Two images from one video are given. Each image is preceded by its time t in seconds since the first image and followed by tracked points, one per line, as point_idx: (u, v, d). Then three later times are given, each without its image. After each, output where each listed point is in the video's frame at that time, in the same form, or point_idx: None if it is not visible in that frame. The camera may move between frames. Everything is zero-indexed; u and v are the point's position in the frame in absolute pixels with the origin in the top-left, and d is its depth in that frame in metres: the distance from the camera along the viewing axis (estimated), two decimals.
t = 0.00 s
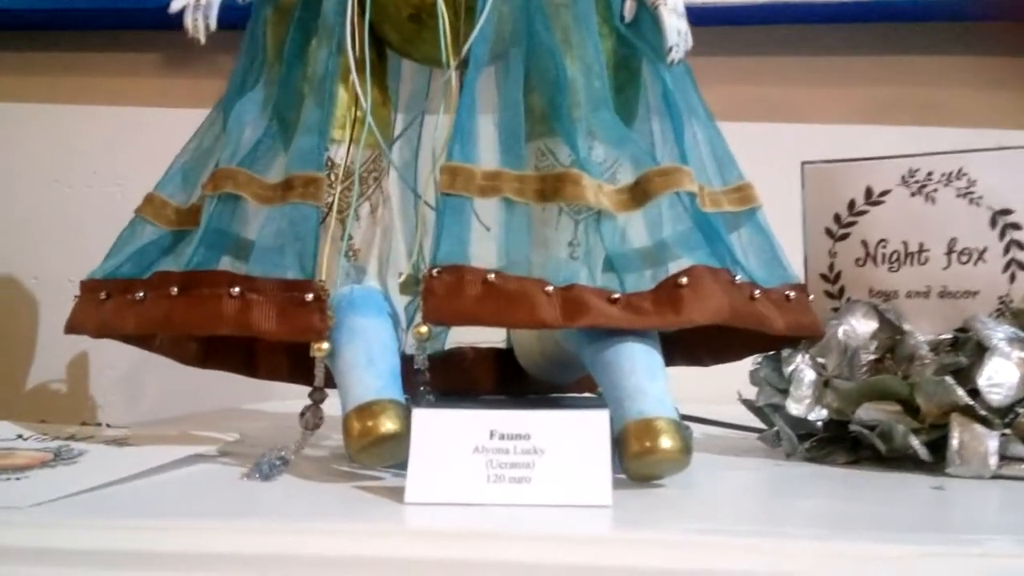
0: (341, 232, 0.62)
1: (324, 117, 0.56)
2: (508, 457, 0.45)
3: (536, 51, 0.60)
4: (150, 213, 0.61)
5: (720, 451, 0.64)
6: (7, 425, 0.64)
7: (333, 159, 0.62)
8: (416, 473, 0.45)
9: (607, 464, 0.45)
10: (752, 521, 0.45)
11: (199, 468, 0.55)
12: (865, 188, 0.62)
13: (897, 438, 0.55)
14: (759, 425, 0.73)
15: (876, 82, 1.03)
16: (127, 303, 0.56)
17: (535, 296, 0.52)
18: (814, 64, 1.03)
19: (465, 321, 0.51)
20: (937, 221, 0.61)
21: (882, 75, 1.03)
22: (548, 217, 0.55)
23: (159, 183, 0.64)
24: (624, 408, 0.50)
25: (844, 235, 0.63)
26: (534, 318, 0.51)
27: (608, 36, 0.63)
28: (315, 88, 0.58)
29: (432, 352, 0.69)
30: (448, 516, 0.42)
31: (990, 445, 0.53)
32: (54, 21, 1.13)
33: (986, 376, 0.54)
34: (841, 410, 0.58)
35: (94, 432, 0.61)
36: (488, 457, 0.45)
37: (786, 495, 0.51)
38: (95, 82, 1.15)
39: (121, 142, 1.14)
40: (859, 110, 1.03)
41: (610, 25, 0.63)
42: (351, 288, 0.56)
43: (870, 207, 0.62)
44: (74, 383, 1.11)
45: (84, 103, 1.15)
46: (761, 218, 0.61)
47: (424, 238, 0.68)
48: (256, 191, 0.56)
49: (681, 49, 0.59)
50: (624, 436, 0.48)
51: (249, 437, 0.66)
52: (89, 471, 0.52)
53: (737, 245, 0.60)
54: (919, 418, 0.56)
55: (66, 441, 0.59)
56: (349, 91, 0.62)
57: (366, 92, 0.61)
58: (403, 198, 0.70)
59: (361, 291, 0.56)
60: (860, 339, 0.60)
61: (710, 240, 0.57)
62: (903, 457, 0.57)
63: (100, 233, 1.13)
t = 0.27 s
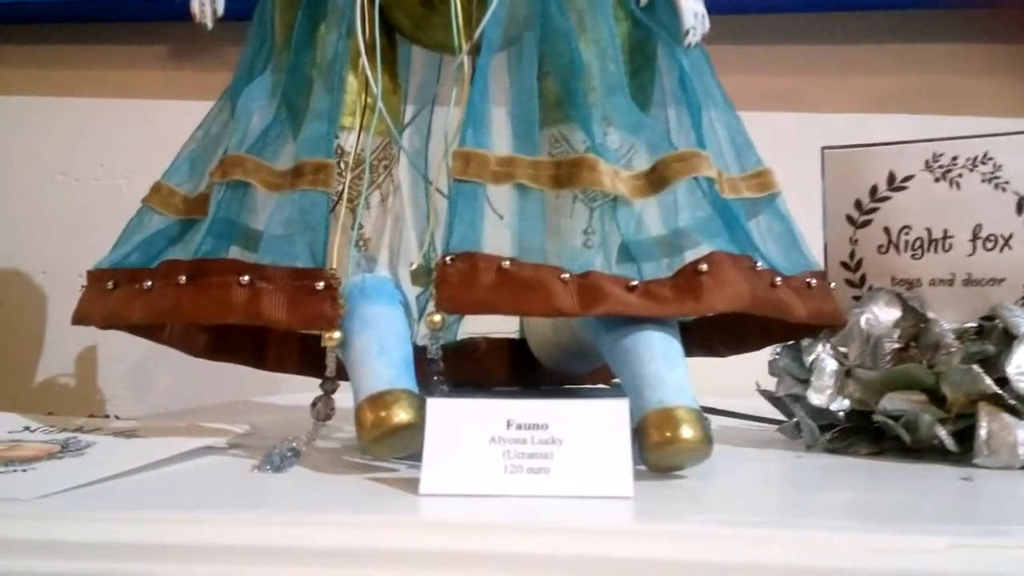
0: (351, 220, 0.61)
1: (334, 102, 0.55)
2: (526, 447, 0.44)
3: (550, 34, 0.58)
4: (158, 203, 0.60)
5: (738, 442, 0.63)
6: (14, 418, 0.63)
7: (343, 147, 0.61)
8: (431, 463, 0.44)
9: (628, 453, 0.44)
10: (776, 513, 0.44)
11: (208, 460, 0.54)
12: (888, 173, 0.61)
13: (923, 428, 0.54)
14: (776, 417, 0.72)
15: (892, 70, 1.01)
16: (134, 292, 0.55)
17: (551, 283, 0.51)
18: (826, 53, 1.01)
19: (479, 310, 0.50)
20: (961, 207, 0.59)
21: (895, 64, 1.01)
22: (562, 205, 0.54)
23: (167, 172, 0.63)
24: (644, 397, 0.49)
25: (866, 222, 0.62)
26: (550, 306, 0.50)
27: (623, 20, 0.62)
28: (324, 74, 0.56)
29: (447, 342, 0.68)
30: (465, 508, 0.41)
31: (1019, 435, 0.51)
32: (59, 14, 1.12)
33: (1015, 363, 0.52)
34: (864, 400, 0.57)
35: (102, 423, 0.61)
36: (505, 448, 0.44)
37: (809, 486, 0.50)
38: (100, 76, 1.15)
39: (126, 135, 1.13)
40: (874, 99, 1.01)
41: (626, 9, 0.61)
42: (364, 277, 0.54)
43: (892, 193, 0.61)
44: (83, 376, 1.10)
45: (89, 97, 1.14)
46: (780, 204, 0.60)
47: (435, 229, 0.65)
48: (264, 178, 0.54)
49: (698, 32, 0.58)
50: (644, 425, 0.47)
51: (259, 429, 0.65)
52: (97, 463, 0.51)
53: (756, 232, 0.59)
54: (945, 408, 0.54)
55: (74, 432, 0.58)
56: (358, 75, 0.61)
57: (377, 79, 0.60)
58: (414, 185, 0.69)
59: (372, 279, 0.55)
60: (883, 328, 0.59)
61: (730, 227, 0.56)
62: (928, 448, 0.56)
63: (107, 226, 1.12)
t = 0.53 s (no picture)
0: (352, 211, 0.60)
1: (335, 88, 0.53)
2: (533, 442, 0.42)
3: (558, 19, 0.57)
4: (155, 191, 0.59)
5: (747, 438, 0.61)
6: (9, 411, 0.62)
7: (344, 136, 0.60)
8: (434, 457, 0.42)
9: (637, 449, 0.42)
10: (791, 509, 0.43)
11: (205, 453, 0.53)
12: (902, 163, 0.60)
13: (939, 423, 0.52)
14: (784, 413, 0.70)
15: (900, 64, 0.99)
16: (129, 282, 0.53)
17: (557, 274, 0.49)
18: (833, 45, 1.00)
19: (484, 302, 0.48)
20: (977, 199, 0.58)
21: (904, 58, 0.99)
22: (568, 195, 0.53)
23: (164, 160, 0.61)
24: (654, 391, 0.47)
25: (879, 214, 0.61)
26: (557, 297, 0.49)
27: (632, 6, 0.60)
28: (325, 59, 0.55)
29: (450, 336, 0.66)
30: (470, 503, 0.40)
31: None
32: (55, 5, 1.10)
33: None
34: (877, 396, 0.55)
35: (98, 417, 0.59)
36: (511, 442, 0.43)
37: (822, 483, 0.49)
38: (96, 68, 1.13)
39: (123, 127, 1.11)
40: (881, 93, 0.99)
41: None
42: (366, 268, 0.53)
43: (906, 184, 0.59)
44: (81, 370, 1.09)
45: (85, 90, 1.12)
46: (792, 195, 0.58)
47: (438, 222, 0.63)
48: (264, 165, 0.53)
49: (710, 19, 0.57)
50: (654, 419, 0.46)
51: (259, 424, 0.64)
52: (92, 456, 0.50)
53: (767, 223, 0.57)
54: (959, 403, 0.53)
55: (69, 425, 0.57)
56: (359, 62, 0.59)
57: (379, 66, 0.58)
58: (416, 174, 0.67)
59: (375, 270, 0.54)
60: (897, 322, 0.57)
61: (741, 217, 0.54)
62: (943, 444, 0.55)
63: (105, 218, 1.11)
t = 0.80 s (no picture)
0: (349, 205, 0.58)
1: (333, 77, 0.52)
2: (536, 442, 0.41)
3: (560, 9, 0.56)
4: (152, 184, 0.57)
5: (754, 437, 0.60)
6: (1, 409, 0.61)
7: (344, 128, 0.59)
8: (434, 458, 0.41)
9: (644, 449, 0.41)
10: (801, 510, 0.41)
11: (201, 453, 0.52)
12: (913, 156, 0.58)
13: (952, 424, 0.51)
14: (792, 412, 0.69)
15: (911, 58, 0.94)
16: (123, 276, 0.52)
17: (561, 269, 0.48)
18: (848, 37, 0.95)
19: (486, 297, 0.48)
20: (989, 192, 0.57)
21: (921, 50, 0.94)
22: (570, 189, 0.52)
23: (160, 155, 0.60)
24: (659, 389, 0.46)
25: (888, 208, 0.59)
26: (560, 292, 0.48)
27: None
28: (324, 45, 0.54)
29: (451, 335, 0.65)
30: (471, 507, 0.39)
31: None
32: None
33: None
34: (887, 395, 0.54)
35: (92, 416, 0.58)
36: (513, 443, 0.41)
37: (832, 484, 0.47)
38: (63, 53, 1.01)
39: (90, 110, 1.00)
40: (892, 89, 0.94)
41: None
42: (365, 263, 0.52)
43: (916, 177, 0.58)
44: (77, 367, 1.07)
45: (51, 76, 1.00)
46: (800, 189, 0.57)
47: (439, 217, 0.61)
48: (260, 157, 0.52)
49: (715, 7, 0.56)
50: (659, 419, 0.44)
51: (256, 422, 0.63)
52: (84, 456, 0.49)
53: (774, 217, 0.56)
54: (973, 403, 0.52)
55: (63, 423, 0.56)
56: (358, 53, 0.58)
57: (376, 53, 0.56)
58: (417, 169, 0.64)
59: (374, 265, 0.52)
60: (907, 320, 0.56)
61: (750, 211, 0.53)
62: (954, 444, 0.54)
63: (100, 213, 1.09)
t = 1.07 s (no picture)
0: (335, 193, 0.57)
1: (317, 57, 0.50)
2: (533, 439, 0.39)
3: None
4: (130, 173, 0.55)
5: (761, 433, 0.58)
6: None
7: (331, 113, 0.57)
8: (426, 456, 0.39)
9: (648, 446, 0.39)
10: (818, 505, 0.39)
11: (183, 453, 0.49)
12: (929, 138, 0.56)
13: (970, 417, 0.49)
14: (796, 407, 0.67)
15: (921, 45, 0.90)
16: (99, 268, 0.50)
17: (560, 257, 0.46)
18: (851, 24, 0.91)
19: (481, 286, 0.45)
20: (1008, 176, 0.55)
21: (930, 38, 0.90)
22: (569, 176, 0.50)
23: (139, 142, 0.58)
24: (664, 382, 0.44)
25: (902, 193, 0.57)
26: (558, 281, 0.45)
27: None
28: (308, 22, 0.51)
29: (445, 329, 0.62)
30: (465, 508, 0.36)
31: None
32: None
33: None
34: (901, 387, 0.52)
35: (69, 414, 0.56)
36: (510, 439, 0.39)
37: (845, 480, 0.45)
38: (38, 48, 0.97)
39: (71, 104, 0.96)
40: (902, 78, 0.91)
41: None
42: (354, 253, 0.50)
43: (932, 160, 0.56)
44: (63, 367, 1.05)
45: (27, 72, 0.97)
46: (808, 173, 0.55)
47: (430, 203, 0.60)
48: (243, 141, 0.50)
49: None
50: (664, 413, 0.42)
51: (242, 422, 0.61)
52: (57, 457, 0.47)
53: (782, 203, 0.54)
54: (991, 395, 0.50)
55: (39, 424, 0.53)
56: (344, 34, 0.56)
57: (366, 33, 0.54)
58: (409, 157, 0.62)
59: (364, 255, 0.50)
60: (922, 309, 0.54)
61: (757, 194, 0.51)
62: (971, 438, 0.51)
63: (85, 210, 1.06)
